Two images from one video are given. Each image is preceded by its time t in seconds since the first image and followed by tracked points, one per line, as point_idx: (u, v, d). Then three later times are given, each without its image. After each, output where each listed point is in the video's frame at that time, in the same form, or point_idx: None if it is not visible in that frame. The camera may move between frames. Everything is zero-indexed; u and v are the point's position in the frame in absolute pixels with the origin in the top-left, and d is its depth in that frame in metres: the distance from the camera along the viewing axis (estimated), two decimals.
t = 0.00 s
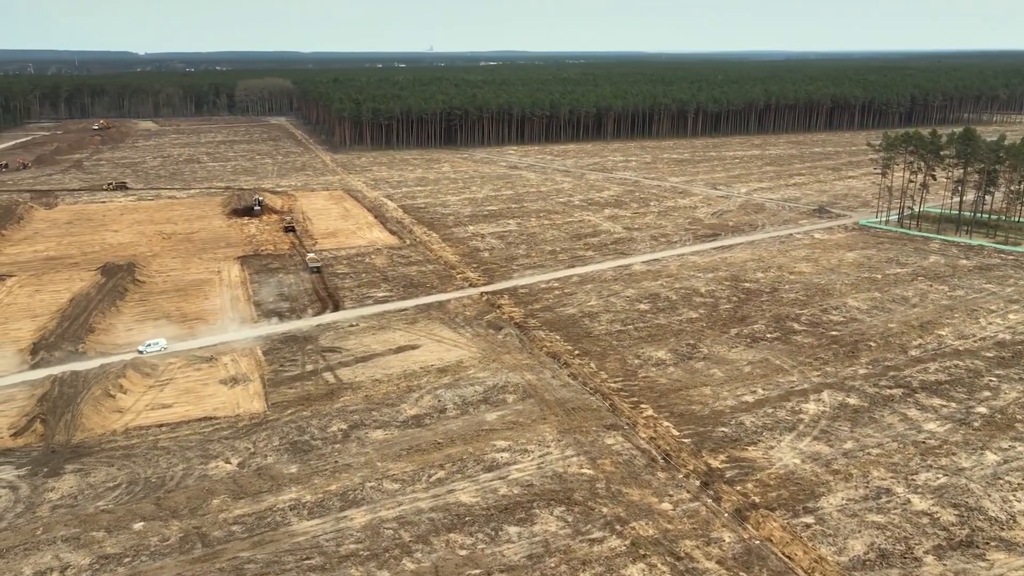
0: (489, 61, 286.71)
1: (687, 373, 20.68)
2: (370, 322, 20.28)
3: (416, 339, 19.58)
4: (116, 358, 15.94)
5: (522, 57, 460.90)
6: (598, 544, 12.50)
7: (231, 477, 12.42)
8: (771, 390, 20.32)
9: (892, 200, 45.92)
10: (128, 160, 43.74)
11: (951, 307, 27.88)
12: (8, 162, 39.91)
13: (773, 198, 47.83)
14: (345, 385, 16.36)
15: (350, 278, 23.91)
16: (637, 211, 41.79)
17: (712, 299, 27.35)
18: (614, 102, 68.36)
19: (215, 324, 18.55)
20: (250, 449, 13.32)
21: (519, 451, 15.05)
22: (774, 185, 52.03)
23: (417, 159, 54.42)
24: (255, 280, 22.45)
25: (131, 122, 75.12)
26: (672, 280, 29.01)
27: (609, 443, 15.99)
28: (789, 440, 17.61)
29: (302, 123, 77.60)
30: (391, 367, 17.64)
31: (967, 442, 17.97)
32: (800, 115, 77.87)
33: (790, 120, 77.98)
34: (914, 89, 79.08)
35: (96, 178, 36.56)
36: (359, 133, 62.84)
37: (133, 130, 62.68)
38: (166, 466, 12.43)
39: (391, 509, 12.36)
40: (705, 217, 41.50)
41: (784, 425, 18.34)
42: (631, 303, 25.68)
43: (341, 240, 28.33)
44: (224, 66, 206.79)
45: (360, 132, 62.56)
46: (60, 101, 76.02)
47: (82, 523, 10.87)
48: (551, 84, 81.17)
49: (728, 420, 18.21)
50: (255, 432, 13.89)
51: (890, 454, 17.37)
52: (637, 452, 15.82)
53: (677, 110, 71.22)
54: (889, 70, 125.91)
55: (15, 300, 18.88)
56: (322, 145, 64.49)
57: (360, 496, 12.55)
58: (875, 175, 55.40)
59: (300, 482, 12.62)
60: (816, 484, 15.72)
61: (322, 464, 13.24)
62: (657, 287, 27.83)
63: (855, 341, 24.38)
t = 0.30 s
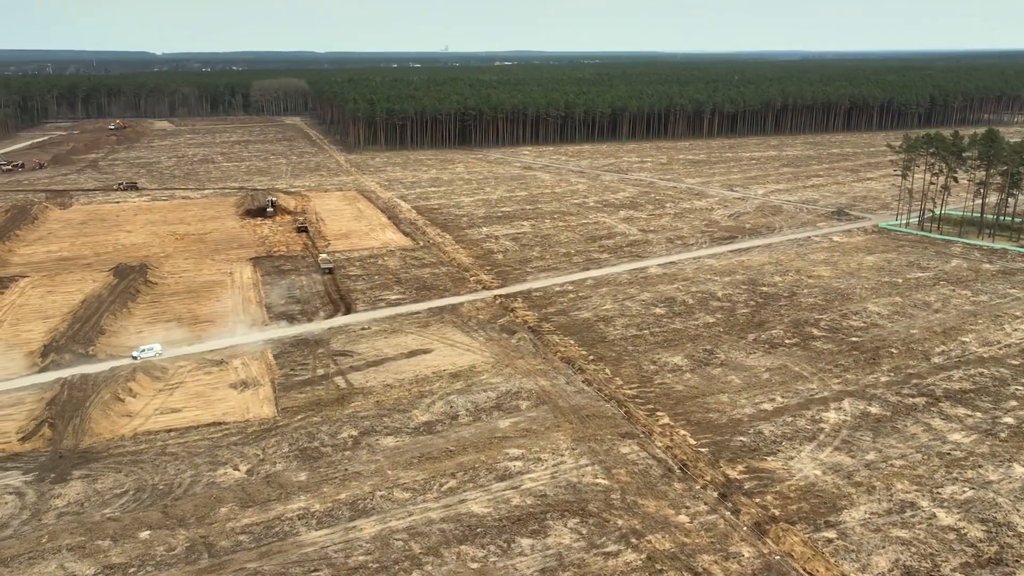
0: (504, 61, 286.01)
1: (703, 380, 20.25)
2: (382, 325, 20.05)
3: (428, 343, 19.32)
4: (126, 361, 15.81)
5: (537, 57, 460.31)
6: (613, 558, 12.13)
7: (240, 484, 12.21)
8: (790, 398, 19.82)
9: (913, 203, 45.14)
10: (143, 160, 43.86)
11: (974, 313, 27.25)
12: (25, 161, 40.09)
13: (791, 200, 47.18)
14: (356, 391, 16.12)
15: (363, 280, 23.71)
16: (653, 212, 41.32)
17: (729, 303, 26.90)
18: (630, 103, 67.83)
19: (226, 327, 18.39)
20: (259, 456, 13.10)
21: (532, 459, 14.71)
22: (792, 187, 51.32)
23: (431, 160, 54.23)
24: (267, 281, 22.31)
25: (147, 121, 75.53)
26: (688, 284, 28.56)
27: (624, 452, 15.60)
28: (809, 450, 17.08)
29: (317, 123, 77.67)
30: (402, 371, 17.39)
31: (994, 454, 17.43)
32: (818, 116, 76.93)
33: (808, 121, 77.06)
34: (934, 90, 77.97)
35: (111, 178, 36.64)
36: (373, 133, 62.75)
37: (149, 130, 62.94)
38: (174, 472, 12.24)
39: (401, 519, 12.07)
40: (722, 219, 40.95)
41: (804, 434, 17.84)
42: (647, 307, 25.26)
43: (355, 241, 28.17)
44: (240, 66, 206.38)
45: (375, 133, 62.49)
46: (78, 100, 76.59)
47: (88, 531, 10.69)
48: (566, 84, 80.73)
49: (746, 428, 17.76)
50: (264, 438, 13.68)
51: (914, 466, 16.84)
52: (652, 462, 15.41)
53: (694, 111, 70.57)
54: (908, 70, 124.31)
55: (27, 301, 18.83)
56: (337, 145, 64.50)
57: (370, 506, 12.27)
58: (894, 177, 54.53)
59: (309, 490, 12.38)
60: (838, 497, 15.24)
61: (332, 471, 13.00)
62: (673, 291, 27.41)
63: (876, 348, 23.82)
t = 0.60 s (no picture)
0: (522, 62, 285.99)
1: (724, 387, 19.63)
2: (398, 328, 19.82)
3: (444, 347, 19.04)
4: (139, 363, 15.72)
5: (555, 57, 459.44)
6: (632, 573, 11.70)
7: (250, 492, 11.98)
8: (814, 407, 19.06)
9: (938, 205, 44.20)
10: (162, 160, 44.02)
11: (1004, 319, 26.47)
12: (46, 161, 40.37)
13: (812, 202, 46.41)
14: (370, 396, 15.87)
15: (379, 282, 23.52)
16: (672, 214, 40.80)
17: (749, 308, 26.36)
18: (648, 103, 67.22)
19: (240, 330, 18.24)
20: (271, 463, 12.88)
21: (549, 468, 14.29)
22: (813, 188, 50.52)
23: (449, 160, 54.05)
24: (282, 283, 22.17)
25: (167, 121, 76.03)
26: (708, 287, 28.07)
27: (642, 461, 15.07)
28: (833, 461, 16.36)
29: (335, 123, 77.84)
30: (417, 376, 17.12)
31: None
32: (839, 117, 75.78)
33: (829, 121, 75.97)
34: (958, 90, 76.59)
35: (130, 178, 36.78)
36: (390, 133, 62.69)
37: (169, 130, 63.32)
38: (185, 479, 12.06)
39: (414, 530, 11.74)
40: (742, 222, 40.33)
41: (828, 444, 17.12)
42: (666, 311, 24.81)
43: (371, 243, 27.98)
44: (261, 66, 208.08)
45: (392, 132, 62.43)
46: (99, 100, 77.31)
47: (97, 538, 10.51)
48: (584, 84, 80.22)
49: (769, 437, 17.06)
50: (277, 444, 13.47)
51: (943, 480, 16.17)
52: (672, 472, 14.87)
53: (713, 112, 69.81)
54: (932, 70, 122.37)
55: (43, 302, 18.80)
56: (354, 145, 64.52)
57: (382, 515, 11.97)
58: (918, 179, 53.55)
59: (320, 498, 12.13)
60: (865, 510, 14.64)
61: (345, 479, 12.75)
62: (693, 295, 26.92)
63: (901, 355, 23.16)
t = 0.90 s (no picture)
0: (541, 62, 285.78)
1: (746, 396, 18.76)
2: (414, 332, 19.59)
3: (460, 352, 18.75)
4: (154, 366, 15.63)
5: (574, 57, 458.27)
6: None
7: (262, 500, 11.76)
8: (837, 417, 18.11)
9: (965, 209, 43.21)
10: (181, 160, 44.18)
11: None
12: (66, 161, 40.67)
13: (835, 204, 45.61)
14: (385, 401, 15.63)
15: (395, 284, 23.31)
16: (692, 216, 40.25)
17: (772, 313, 25.76)
18: (668, 104, 66.52)
19: (254, 333, 18.10)
20: (284, 469, 12.68)
21: (566, 478, 13.86)
22: (836, 190, 49.62)
23: (466, 160, 53.80)
24: (299, 284, 22.07)
25: (188, 121, 76.59)
26: (728, 291, 27.54)
27: (662, 472, 14.55)
28: (858, 474, 15.54)
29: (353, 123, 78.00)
30: (432, 382, 16.84)
31: None
32: (862, 117, 74.52)
33: (852, 122, 74.80)
34: (985, 91, 75.10)
35: (148, 178, 36.91)
36: (409, 133, 62.61)
37: (189, 130, 63.69)
38: (196, 486, 11.87)
39: (428, 542, 11.42)
40: (763, 224, 39.67)
41: (854, 455, 16.31)
42: (686, 316, 24.31)
43: (388, 244, 27.82)
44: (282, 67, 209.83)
45: (410, 132, 62.32)
46: (119, 101, 78.14)
47: (105, 547, 10.32)
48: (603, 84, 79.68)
49: (793, 448, 16.26)
50: (289, 450, 13.26)
51: (975, 494, 15.32)
52: (692, 483, 14.33)
53: (733, 112, 68.95)
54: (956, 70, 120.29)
55: (60, 302, 18.79)
56: (372, 145, 64.50)
57: (395, 526, 11.67)
58: (944, 181, 52.44)
59: (333, 507, 11.87)
60: (893, 526, 13.91)
61: (358, 487, 12.50)
62: (714, 300, 26.40)
63: (929, 363, 22.42)
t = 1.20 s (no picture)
0: (561, 62, 285.70)
1: (769, 404, 18.01)
2: (429, 336, 19.34)
3: (477, 357, 18.46)
4: (168, 369, 15.55)
5: (593, 56, 456.95)
6: None
7: (273, 509, 11.55)
8: (863, 427, 17.18)
9: (993, 212, 42.15)
10: (200, 160, 44.35)
11: None
12: (87, 160, 40.95)
13: (858, 206, 44.77)
14: (399, 407, 15.39)
15: (411, 286, 23.08)
16: (713, 219, 39.69)
17: (795, 318, 25.06)
18: (688, 104, 65.80)
19: (269, 336, 17.97)
20: (296, 477, 12.49)
21: (583, 488, 13.43)
22: (859, 192, 48.70)
23: (484, 161, 53.55)
24: (314, 286, 21.94)
25: (208, 122, 77.21)
26: (750, 296, 26.96)
27: (682, 483, 13.98)
28: (886, 489, 14.67)
29: (372, 123, 78.14)
30: (448, 387, 16.56)
31: None
32: (886, 118, 73.23)
33: (875, 123, 73.58)
34: (1012, 91, 73.57)
35: (168, 178, 37.02)
36: (427, 133, 62.53)
37: (209, 130, 64.05)
38: (206, 493, 11.70)
39: (442, 554, 11.10)
40: (785, 227, 38.97)
41: (881, 468, 15.44)
42: (707, 321, 23.76)
43: (405, 246, 27.63)
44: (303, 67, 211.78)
45: (428, 132, 62.21)
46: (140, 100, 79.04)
47: (114, 556, 10.14)
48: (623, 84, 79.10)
49: (818, 459, 15.49)
50: (302, 457, 13.06)
51: (1009, 511, 14.27)
52: (714, 495, 13.71)
53: (754, 113, 68.09)
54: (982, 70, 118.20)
55: (76, 303, 18.76)
56: (391, 145, 64.49)
57: (409, 537, 11.37)
58: (971, 183, 51.26)
59: (345, 517, 11.61)
60: (922, 545, 13.07)
61: (371, 497, 12.24)
62: (736, 304, 25.85)
63: (958, 371, 21.51)
